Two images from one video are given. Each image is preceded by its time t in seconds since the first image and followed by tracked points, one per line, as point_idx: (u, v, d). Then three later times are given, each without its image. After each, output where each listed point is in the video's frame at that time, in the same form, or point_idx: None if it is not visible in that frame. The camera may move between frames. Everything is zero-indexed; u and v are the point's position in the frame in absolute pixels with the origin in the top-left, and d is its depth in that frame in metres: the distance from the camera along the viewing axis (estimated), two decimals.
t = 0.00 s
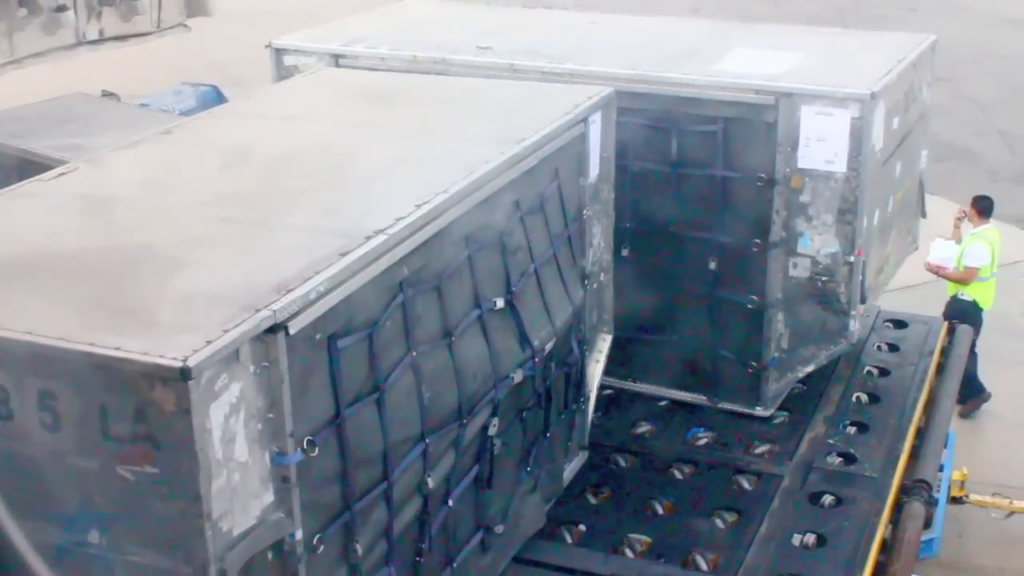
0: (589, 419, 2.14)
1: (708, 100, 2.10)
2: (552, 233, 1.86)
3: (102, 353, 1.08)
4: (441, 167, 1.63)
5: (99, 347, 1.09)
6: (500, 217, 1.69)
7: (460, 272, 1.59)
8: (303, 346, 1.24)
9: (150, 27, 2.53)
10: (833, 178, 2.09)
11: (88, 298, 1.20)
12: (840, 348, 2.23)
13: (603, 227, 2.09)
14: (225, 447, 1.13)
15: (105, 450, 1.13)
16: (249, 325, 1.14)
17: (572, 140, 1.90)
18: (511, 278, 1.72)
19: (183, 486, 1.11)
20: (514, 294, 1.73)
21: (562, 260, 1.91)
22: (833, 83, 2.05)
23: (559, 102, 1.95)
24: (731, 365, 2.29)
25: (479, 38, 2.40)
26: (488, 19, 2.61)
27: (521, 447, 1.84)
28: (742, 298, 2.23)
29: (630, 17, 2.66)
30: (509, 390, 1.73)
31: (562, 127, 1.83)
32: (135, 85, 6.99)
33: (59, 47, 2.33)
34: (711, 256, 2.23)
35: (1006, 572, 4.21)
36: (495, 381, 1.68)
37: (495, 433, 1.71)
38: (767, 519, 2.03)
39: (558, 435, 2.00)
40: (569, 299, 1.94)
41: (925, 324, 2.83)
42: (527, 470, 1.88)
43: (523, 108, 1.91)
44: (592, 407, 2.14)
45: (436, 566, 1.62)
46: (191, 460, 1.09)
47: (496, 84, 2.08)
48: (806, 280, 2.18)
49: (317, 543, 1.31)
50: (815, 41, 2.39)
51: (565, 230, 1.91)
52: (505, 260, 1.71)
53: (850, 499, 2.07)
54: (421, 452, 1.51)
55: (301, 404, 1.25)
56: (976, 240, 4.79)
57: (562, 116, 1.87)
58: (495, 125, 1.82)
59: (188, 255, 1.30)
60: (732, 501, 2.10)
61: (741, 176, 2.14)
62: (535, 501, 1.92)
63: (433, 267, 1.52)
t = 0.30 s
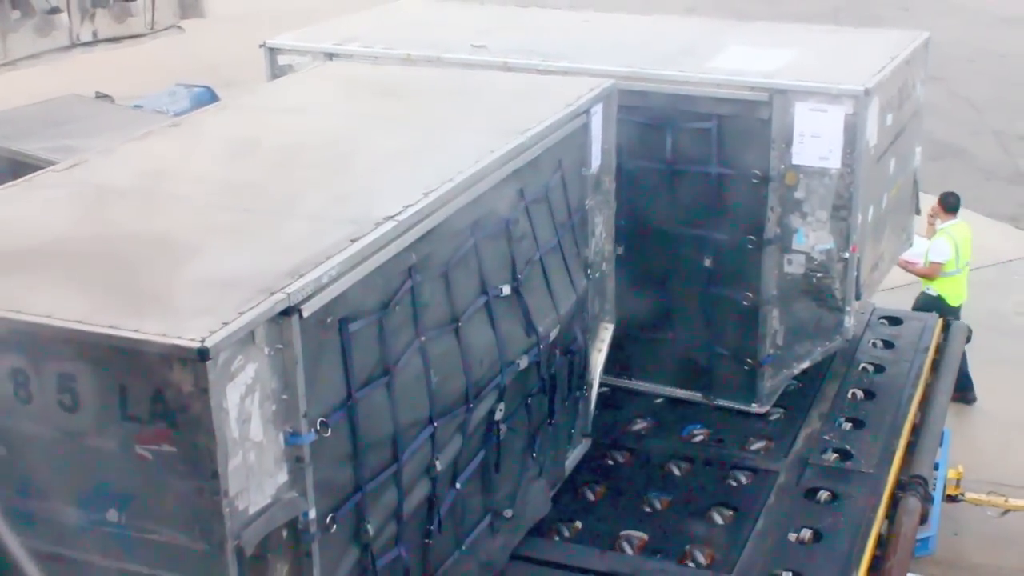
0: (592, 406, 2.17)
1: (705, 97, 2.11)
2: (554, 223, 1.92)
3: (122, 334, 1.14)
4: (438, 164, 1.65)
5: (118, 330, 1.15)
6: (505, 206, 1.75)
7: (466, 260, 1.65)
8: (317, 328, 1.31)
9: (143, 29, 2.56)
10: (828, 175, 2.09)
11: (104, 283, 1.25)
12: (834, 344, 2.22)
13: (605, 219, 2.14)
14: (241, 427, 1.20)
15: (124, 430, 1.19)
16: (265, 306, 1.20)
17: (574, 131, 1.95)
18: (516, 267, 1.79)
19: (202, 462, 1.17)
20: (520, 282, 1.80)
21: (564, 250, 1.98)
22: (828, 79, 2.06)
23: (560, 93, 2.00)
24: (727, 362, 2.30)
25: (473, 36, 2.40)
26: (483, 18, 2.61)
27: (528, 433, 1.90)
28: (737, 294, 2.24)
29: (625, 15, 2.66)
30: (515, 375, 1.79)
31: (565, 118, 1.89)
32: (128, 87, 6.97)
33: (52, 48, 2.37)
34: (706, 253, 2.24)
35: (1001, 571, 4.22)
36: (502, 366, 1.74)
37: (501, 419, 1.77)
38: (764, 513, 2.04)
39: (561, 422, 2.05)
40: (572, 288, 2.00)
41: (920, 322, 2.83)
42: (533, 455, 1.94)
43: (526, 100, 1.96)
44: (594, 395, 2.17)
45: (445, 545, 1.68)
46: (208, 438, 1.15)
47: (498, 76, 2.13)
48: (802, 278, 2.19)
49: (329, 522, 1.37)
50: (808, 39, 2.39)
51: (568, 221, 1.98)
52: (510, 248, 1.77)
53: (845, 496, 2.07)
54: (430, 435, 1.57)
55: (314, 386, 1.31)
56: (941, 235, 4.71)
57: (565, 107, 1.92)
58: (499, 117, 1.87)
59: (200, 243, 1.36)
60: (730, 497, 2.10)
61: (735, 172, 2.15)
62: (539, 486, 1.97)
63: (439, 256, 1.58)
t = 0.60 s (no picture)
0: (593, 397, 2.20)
1: (702, 97, 2.11)
2: (559, 216, 1.96)
3: (135, 321, 1.17)
4: (438, 160, 1.67)
5: (131, 316, 1.18)
6: (510, 198, 1.78)
7: (472, 251, 1.69)
8: (326, 317, 1.35)
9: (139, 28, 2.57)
10: (825, 174, 2.09)
11: (117, 272, 1.29)
12: (831, 343, 2.21)
13: (608, 211, 2.17)
14: (252, 412, 1.23)
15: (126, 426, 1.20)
16: (277, 293, 1.24)
17: (579, 125, 1.99)
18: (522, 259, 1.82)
19: (214, 447, 1.20)
20: (525, 274, 1.84)
21: (568, 243, 2.01)
22: (826, 79, 2.06)
23: (566, 87, 2.03)
24: (724, 362, 2.30)
25: (471, 34, 2.40)
26: (480, 17, 2.61)
27: (530, 423, 1.94)
28: (733, 294, 2.23)
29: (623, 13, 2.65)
30: (519, 365, 1.83)
31: (570, 112, 1.92)
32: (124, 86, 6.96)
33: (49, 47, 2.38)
34: (702, 252, 2.24)
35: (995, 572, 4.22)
36: (507, 356, 1.78)
37: (506, 409, 1.80)
38: (759, 512, 2.04)
39: (563, 412, 2.09)
40: (575, 278, 2.04)
41: (916, 322, 2.82)
42: (536, 446, 1.98)
43: (532, 94, 1.99)
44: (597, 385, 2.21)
45: (451, 532, 1.72)
46: (221, 424, 1.19)
47: (504, 70, 2.15)
48: (799, 277, 2.18)
49: (338, 508, 1.41)
50: (805, 38, 2.39)
51: (572, 214, 2.01)
52: (515, 239, 1.80)
53: (841, 495, 2.07)
54: (436, 424, 1.61)
55: (324, 374, 1.35)
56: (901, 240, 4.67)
57: (570, 101, 1.95)
58: (504, 111, 1.90)
59: (210, 234, 1.40)
60: (726, 496, 2.10)
61: (732, 171, 2.15)
62: (541, 476, 2.00)
63: (444, 247, 1.61)
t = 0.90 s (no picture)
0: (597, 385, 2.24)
1: (699, 94, 2.11)
2: (565, 207, 1.98)
3: (156, 302, 1.21)
4: (440, 155, 1.68)
5: (153, 298, 1.22)
6: (518, 187, 1.81)
7: (481, 240, 1.72)
8: (342, 300, 1.38)
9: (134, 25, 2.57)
10: (821, 171, 2.09)
11: (139, 256, 1.33)
12: (826, 340, 2.20)
13: (612, 203, 2.18)
14: (270, 392, 1.26)
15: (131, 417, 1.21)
16: (294, 276, 1.28)
17: (584, 117, 2.00)
18: (529, 248, 1.86)
19: (234, 426, 1.24)
20: (531, 263, 1.87)
21: (574, 234, 2.04)
22: (822, 76, 2.06)
23: (571, 80, 2.05)
24: (721, 359, 2.30)
25: (467, 32, 2.40)
26: (476, 14, 2.61)
27: (536, 410, 1.97)
28: (730, 291, 2.23)
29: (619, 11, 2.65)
30: (527, 351, 1.87)
31: (575, 104, 1.94)
32: (118, 80, 6.93)
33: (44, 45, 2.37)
34: (699, 250, 2.23)
35: (991, 570, 4.23)
36: (513, 343, 1.82)
37: (513, 395, 1.84)
38: (755, 511, 2.04)
39: (569, 399, 2.12)
40: (581, 267, 2.07)
41: (912, 319, 2.82)
42: (541, 433, 2.00)
43: (536, 87, 2.01)
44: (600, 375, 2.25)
45: (458, 516, 1.75)
46: (241, 404, 1.23)
47: (507, 63, 2.17)
48: (794, 274, 2.18)
49: (352, 488, 1.45)
50: (800, 36, 2.39)
51: (577, 205, 2.03)
52: (522, 229, 1.83)
53: (837, 493, 2.07)
54: (445, 408, 1.65)
55: (339, 357, 1.39)
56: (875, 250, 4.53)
57: (574, 93, 1.97)
58: (510, 103, 1.92)
59: (222, 223, 1.42)
60: (722, 493, 2.10)
61: (730, 168, 2.15)
62: (548, 463, 2.04)
63: (453, 235, 1.63)
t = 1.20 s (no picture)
0: (598, 378, 2.25)
1: (698, 91, 2.11)
2: (568, 201, 1.99)
3: (168, 291, 1.22)
4: (441, 149, 1.68)
5: (165, 287, 1.22)
6: (523, 180, 1.82)
7: (486, 231, 1.72)
8: (349, 289, 1.39)
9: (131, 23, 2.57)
10: (818, 169, 2.09)
11: (148, 245, 1.33)
12: (823, 338, 2.21)
13: (614, 198, 2.18)
14: (278, 380, 1.27)
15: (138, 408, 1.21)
16: (302, 266, 1.28)
17: (586, 114, 2.01)
18: (533, 242, 1.86)
19: (242, 413, 1.25)
20: (535, 255, 1.87)
21: (577, 228, 2.05)
22: (820, 73, 2.07)
23: (573, 77, 2.06)
24: (719, 356, 2.30)
25: (464, 30, 2.40)
26: (474, 13, 2.61)
27: (539, 403, 1.98)
28: (729, 288, 2.24)
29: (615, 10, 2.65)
30: (529, 344, 1.87)
31: (577, 100, 1.95)
32: (114, 79, 6.91)
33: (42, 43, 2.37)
34: (698, 247, 2.24)
35: (987, 568, 4.23)
36: (517, 336, 1.82)
37: (516, 385, 1.85)
38: (751, 510, 2.04)
39: (571, 392, 2.14)
40: (584, 260, 2.08)
41: (908, 319, 2.83)
42: (543, 426, 2.02)
43: (538, 83, 2.01)
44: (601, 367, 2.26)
45: (462, 506, 1.76)
46: (251, 390, 1.23)
47: (508, 59, 2.17)
48: (792, 271, 2.19)
49: (359, 475, 1.45)
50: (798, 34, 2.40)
51: (580, 199, 2.04)
52: (525, 222, 1.83)
53: (833, 492, 2.07)
54: (450, 399, 1.65)
55: (346, 345, 1.39)
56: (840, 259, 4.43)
57: (577, 90, 1.98)
58: (513, 98, 1.93)
59: (226, 215, 1.42)
60: (718, 493, 2.09)
61: (728, 165, 2.15)
62: (550, 453, 2.06)
63: (459, 225, 1.64)
